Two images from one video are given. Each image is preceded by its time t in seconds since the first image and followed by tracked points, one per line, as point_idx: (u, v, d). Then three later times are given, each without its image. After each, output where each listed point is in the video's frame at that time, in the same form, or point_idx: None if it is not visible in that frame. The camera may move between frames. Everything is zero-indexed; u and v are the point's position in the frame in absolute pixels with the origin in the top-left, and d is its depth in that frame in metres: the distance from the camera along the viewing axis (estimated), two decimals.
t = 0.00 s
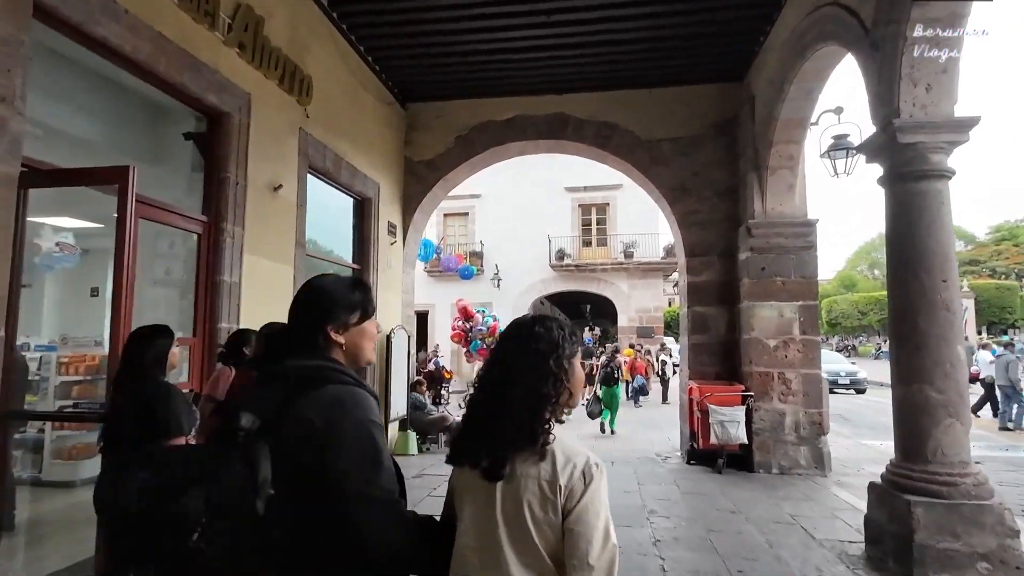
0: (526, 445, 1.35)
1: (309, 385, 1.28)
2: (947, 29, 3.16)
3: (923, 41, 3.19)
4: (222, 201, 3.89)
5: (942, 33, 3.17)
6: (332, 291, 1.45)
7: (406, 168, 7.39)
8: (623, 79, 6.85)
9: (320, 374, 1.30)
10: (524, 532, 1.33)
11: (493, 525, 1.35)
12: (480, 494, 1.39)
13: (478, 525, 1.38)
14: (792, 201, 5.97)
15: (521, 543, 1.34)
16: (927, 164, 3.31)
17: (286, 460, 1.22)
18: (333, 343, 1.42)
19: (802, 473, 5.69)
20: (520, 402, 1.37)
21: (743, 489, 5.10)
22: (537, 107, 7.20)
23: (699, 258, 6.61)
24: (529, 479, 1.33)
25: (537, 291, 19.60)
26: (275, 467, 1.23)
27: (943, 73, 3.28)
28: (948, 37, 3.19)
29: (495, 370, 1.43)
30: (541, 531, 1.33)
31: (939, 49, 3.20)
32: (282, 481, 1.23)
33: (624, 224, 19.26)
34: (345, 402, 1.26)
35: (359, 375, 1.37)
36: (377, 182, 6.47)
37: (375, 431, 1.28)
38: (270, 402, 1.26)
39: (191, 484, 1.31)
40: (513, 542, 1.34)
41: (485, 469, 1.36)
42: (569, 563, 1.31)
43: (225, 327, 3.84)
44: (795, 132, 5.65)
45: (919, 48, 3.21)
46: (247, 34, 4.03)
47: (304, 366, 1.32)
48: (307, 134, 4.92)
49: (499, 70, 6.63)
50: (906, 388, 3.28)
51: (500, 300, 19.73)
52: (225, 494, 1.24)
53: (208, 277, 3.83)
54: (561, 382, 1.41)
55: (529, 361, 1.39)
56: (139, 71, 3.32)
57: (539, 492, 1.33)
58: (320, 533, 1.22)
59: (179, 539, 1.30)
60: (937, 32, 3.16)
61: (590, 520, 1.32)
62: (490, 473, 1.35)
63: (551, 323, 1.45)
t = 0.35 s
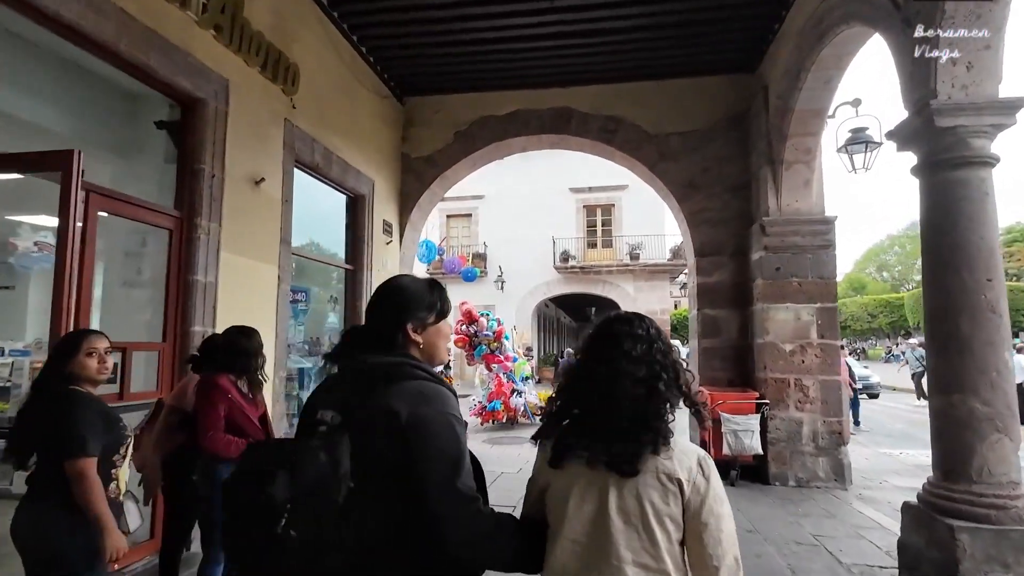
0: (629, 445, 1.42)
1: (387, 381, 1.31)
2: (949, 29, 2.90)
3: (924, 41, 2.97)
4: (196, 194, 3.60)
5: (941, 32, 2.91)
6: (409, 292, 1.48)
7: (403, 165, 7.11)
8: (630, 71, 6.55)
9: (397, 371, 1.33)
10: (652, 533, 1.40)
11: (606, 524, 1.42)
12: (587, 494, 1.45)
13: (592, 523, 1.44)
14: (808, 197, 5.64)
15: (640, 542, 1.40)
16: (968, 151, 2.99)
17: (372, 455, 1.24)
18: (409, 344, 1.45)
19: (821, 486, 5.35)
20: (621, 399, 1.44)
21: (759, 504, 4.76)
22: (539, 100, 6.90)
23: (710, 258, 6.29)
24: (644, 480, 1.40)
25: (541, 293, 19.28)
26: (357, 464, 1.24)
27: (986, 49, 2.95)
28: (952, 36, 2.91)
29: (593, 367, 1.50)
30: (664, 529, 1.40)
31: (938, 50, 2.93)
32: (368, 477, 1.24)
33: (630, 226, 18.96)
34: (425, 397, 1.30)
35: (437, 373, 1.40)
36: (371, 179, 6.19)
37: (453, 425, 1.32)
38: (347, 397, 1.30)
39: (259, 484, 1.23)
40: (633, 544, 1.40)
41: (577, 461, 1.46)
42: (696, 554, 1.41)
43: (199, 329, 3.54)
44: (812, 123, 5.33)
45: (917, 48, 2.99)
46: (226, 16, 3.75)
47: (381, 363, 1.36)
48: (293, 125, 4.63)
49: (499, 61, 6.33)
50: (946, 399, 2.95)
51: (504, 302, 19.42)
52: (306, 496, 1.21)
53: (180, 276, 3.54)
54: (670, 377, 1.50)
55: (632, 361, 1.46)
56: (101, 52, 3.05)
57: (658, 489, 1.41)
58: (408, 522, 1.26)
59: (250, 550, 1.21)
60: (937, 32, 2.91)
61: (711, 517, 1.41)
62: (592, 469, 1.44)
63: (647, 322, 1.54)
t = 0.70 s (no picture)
0: (684, 452, 1.38)
1: (450, 385, 1.33)
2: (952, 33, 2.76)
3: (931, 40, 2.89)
4: (162, 182, 3.31)
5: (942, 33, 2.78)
6: (463, 294, 1.48)
7: (398, 159, 6.82)
8: (634, 59, 6.24)
9: (458, 373, 1.35)
10: (722, 532, 1.38)
11: (678, 527, 1.39)
12: (655, 495, 1.42)
13: (664, 528, 1.41)
14: (824, 189, 5.31)
15: (712, 541, 1.38)
16: (1014, 129, 2.67)
17: (445, 458, 1.29)
18: (467, 345, 1.47)
19: (839, 496, 5.02)
20: (678, 407, 1.42)
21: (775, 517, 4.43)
22: (540, 90, 6.60)
23: (720, 255, 5.97)
24: (709, 480, 1.39)
25: (544, 294, 18.96)
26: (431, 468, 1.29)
27: None
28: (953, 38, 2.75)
29: (646, 373, 1.48)
30: (734, 526, 1.39)
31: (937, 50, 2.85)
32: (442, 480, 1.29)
33: (634, 225, 18.63)
34: (491, 397, 1.33)
35: (498, 374, 1.43)
36: (363, 172, 5.90)
37: (519, 423, 1.34)
38: (413, 402, 1.34)
39: (340, 489, 1.28)
40: (706, 544, 1.37)
41: (643, 472, 1.42)
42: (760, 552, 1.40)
43: (164, 329, 3.26)
44: (828, 110, 5.00)
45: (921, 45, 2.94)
46: None
47: (442, 366, 1.38)
48: (275, 113, 4.35)
49: (496, 49, 6.04)
50: (991, 407, 2.63)
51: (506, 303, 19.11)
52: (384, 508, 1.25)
53: (145, 271, 3.25)
54: (723, 382, 1.48)
55: (689, 368, 1.45)
56: (49, 23, 2.77)
57: (724, 488, 1.39)
58: (482, 518, 1.31)
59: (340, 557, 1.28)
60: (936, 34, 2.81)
61: (773, 513, 1.40)
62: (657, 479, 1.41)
63: (694, 326, 1.54)
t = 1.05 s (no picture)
0: (781, 453, 1.45)
1: (552, 389, 1.43)
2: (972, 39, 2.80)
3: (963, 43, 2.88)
4: (128, 160, 3.03)
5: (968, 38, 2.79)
6: (561, 304, 1.58)
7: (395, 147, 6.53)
8: (642, 40, 5.94)
9: (557, 379, 1.44)
10: (813, 531, 1.44)
11: (771, 528, 1.45)
12: (749, 495, 1.48)
13: (757, 529, 1.46)
14: (845, 175, 4.99)
15: (806, 542, 1.44)
16: None
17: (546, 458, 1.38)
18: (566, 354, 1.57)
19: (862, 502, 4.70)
20: (777, 408, 1.47)
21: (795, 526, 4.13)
22: (543, 75, 6.30)
23: (733, 246, 5.66)
24: (804, 482, 1.44)
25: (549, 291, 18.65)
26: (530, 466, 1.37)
27: None
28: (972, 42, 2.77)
29: (742, 375, 1.53)
30: (825, 526, 1.45)
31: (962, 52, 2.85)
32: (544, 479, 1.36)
33: (640, 222, 18.32)
34: (589, 402, 1.42)
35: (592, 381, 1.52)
36: (356, 160, 5.61)
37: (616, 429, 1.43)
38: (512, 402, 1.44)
39: (439, 477, 1.35)
40: (798, 542, 1.44)
41: (735, 470, 1.49)
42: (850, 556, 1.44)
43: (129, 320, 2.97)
44: (850, 90, 4.68)
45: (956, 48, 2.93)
46: None
47: (542, 369, 1.48)
48: (259, 91, 4.07)
49: (497, 31, 5.75)
50: None
51: (510, 301, 18.82)
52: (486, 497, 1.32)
53: (108, 257, 2.97)
54: (824, 386, 1.52)
55: (794, 371, 1.50)
56: None
57: (820, 492, 1.45)
58: (580, 515, 1.40)
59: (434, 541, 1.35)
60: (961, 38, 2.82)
61: (866, 516, 1.45)
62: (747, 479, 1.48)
63: (797, 331, 1.58)
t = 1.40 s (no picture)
0: (910, 443, 1.51)
1: (643, 375, 1.46)
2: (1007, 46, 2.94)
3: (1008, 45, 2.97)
4: (76, 138, 2.71)
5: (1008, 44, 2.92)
6: (640, 289, 1.61)
7: (387, 136, 6.20)
8: (647, 20, 5.60)
9: (646, 364, 1.47)
10: (940, 523, 1.50)
11: (889, 517, 1.51)
12: (867, 484, 1.53)
13: (872, 517, 1.52)
14: (867, 162, 4.65)
15: (929, 530, 1.49)
16: None
17: (647, 441, 1.41)
18: (650, 342, 1.59)
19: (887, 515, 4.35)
20: (903, 400, 1.53)
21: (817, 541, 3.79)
22: (543, 58, 5.96)
23: (745, 239, 5.32)
24: (928, 473, 1.50)
25: (550, 289, 18.30)
26: (634, 450, 1.40)
27: None
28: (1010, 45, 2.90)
29: (860, 364, 1.58)
30: (947, 518, 1.51)
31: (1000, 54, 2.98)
32: (648, 464, 1.40)
33: (642, 218, 17.98)
34: (686, 382, 1.47)
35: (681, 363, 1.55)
36: (344, 147, 5.29)
37: (715, 412, 1.47)
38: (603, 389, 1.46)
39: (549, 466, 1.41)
40: (922, 530, 1.49)
41: (856, 459, 1.54)
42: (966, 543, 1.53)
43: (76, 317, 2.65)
44: (873, 70, 4.34)
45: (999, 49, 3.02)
46: None
47: (629, 357, 1.51)
48: (233, 69, 3.75)
49: (493, 11, 5.42)
50: None
51: (510, 299, 18.49)
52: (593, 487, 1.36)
53: (52, 246, 2.64)
54: (938, 380, 1.60)
55: (910, 365, 1.57)
56: None
57: (941, 481, 1.51)
58: (691, 495, 1.42)
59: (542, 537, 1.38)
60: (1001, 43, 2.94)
61: (983, 507, 1.53)
62: (862, 464, 1.53)
63: (902, 326, 1.66)
